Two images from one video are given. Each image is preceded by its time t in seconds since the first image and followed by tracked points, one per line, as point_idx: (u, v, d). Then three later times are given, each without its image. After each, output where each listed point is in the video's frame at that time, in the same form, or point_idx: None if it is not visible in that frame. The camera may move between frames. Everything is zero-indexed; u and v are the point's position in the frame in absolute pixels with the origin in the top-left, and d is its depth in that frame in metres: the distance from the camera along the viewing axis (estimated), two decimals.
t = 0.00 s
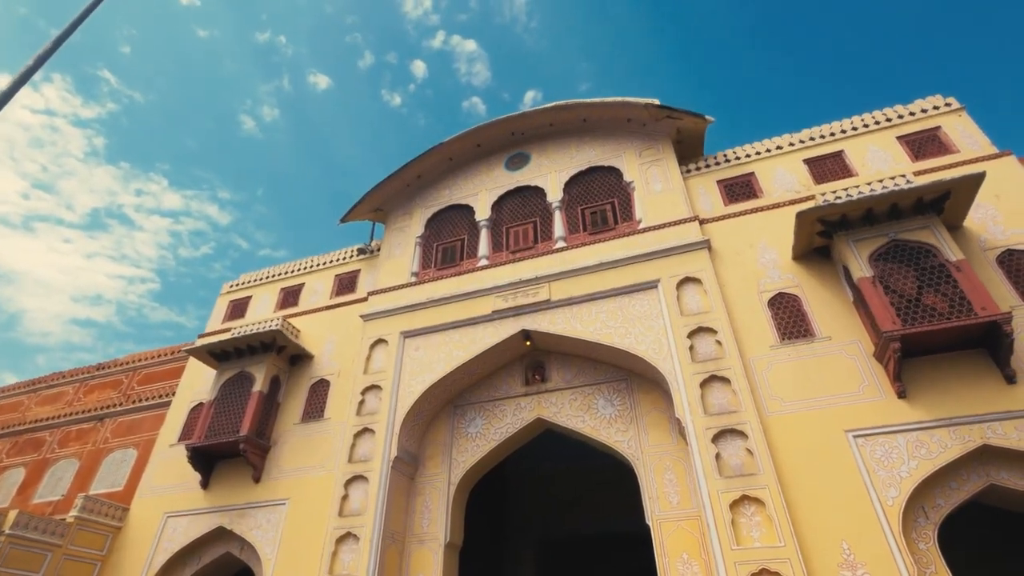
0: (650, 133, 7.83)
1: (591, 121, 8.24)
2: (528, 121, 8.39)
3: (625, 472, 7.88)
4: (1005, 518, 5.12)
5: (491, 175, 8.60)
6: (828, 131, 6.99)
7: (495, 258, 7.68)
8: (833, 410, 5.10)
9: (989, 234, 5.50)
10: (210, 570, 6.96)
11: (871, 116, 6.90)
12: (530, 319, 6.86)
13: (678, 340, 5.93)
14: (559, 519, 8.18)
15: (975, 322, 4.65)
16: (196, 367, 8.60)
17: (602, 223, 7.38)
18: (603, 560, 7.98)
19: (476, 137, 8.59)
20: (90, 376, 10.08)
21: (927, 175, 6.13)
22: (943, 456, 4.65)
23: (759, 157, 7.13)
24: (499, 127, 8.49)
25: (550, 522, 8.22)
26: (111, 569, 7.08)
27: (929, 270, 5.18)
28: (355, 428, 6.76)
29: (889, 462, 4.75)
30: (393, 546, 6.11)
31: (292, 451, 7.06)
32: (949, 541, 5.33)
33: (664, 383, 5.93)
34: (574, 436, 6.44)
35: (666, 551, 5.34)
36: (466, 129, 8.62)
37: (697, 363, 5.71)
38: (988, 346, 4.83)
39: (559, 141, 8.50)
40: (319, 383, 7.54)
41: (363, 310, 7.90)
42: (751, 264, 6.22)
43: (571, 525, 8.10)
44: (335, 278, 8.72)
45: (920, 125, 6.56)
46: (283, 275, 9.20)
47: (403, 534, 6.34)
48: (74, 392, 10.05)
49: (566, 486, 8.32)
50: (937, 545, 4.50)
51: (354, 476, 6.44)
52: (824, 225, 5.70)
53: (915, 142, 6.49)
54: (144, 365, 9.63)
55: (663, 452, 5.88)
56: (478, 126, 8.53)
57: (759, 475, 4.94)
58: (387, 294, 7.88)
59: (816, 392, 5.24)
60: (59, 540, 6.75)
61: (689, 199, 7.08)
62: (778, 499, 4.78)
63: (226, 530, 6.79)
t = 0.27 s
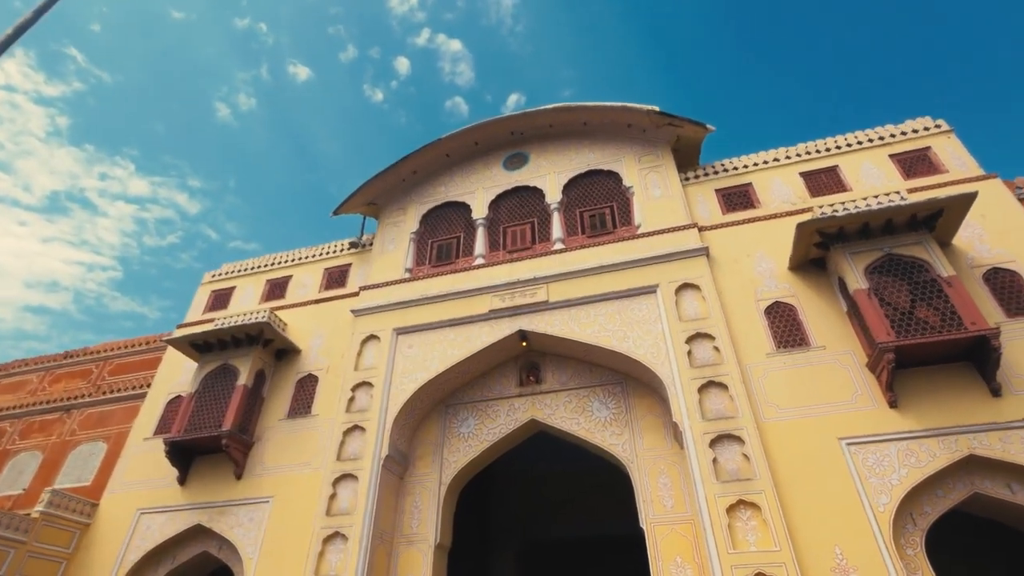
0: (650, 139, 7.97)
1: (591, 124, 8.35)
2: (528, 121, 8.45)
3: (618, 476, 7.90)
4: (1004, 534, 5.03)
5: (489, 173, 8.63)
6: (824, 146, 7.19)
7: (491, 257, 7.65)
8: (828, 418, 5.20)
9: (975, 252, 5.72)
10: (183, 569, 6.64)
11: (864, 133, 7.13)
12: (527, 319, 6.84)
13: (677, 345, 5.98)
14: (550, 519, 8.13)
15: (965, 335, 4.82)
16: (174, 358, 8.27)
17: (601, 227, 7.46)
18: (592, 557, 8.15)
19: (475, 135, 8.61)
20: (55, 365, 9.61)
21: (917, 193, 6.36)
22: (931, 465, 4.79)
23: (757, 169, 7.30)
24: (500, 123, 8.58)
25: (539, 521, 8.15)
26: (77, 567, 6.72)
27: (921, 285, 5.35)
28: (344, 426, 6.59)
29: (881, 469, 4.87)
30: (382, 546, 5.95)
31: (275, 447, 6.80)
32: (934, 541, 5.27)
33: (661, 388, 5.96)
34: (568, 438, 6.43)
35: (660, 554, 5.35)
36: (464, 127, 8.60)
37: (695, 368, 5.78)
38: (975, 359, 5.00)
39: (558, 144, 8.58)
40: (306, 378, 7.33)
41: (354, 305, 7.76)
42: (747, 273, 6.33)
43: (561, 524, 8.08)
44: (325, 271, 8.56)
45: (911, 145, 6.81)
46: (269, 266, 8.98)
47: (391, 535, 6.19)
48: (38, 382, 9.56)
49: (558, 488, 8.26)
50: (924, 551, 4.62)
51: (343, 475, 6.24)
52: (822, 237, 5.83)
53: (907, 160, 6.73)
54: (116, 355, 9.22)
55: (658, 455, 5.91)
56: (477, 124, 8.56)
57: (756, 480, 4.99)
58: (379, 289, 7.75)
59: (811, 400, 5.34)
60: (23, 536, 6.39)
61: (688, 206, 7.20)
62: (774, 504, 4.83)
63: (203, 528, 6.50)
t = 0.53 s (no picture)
0: (649, 145, 8.21)
1: (591, 127, 8.52)
2: (529, 120, 8.56)
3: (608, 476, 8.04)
4: (983, 542, 5.26)
5: (487, 170, 8.71)
6: (817, 162, 7.47)
7: (489, 254, 7.74)
8: (821, 425, 5.34)
9: (958, 270, 5.97)
10: (157, 569, 6.17)
11: (855, 151, 7.43)
12: (524, 319, 6.88)
13: (675, 350, 6.08)
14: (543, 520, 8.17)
15: (952, 349, 5.03)
16: (147, 347, 7.79)
17: (600, 229, 7.63)
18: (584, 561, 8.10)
19: (476, 131, 8.66)
20: (16, 351, 9.07)
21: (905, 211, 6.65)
22: (917, 472, 4.96)
23: (753, 180, 7.53)
24: (500, 121, 8.62)
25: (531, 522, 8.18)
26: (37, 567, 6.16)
27: (911, 299, 5.56)
28: (333, 422, 6.38)
29: (869, 476, 5.02)
30: (370, 546, 5.79)
31: (258, 442, 6.51)
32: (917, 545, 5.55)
33: (658, 392, 6.05)
34: (562, 439, 6.47)
35: (653, 557, 5.41)
36: (463, 122, 8.60)
37: (692, 373, 5.87)
38: (959, 372, 5.21)
39: (556, 145, 8.70)
40: (292, 371, 7.11)
41: (346, 298, 7.61)
42: (743, 282, 6.51)
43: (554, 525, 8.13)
44: (315, 261, 8.41)
45: (900, 165, 7.13)
46: (255, 254, 8.74)
47: (380, 534, 6.03)
48: None
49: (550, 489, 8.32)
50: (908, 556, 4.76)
51: (331, 472, 6.01)
52: (818, 249, 6.01)
53: (895, 180, 7.05)
54: (81, 341, 8.72)
55: (651, 459, 5.99)
56: (478, 121, 8.61)
57: (750, 485, 5.08)
58: (372, 283, 7.64)
59: (805, 407, 5.48)
60: None
61: (686, 213, 7.40)
62: (768, 508, 4.93)
63: (182, 525, 6.08)
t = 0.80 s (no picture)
0: (648, 151, 8.31)
1: (590, 130, 8.57)
2: (530, 120, 8.57)
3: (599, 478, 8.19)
4: (963, 550, 5.47)
5: (485, 168, 8.68)
6: (811, 176, 7.67)
7: (486, 252, 7.71)
8: (813, 433, 5.46)
9: (943, 286, 6.20)
10: (131, 564, 5.90)
11: (847, 168, 7.66)
12: (522, 318, 6.87)
13: (672, 354, 6.15)
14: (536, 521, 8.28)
15: (940, 362, 5.21)
16: (126, 332, 7.48)
17: (598, 232, 7.70)
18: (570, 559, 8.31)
19: (475, 128, 8.63)
20: None
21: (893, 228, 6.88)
22: (904, 480, 5.11)
23: (749, 191, 7.69)
24: (501, 120, 8.61)
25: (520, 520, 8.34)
26: None
27: (901, 313, 5.74)
28: (324, 416, 6.23)
29: (859, 483, 5.15)
30: (360, 544, 5.66)
31: (244, 435, 6.30)
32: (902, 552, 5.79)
33: (655, 395, 6.11)
34: (557, 439, 6.48)
35: (646, 558, 5.45)
36: (463, 118, 8.57)
37: (689, 377, 5.95)
38: (945, 385, 5.40)
39: (555, 146, 8.73)
40: (281, 363, 6.93)
41: (340, 290, 7.48)
42: (739, 289, 6.63)
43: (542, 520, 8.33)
44: (306, 251, 8.24)
45: (889, 183, 7.38)
46: (243, 242, 8.51)
47: (369, 532, 5.91)
48: None
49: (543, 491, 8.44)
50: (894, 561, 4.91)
51: (322, 467, 5.85)
52: (813, 261, 6.16)
53: (885, 197, 7.28)
54: (53, 324, 8.32)
55: (645, 462, 6.04)
56: (478, 117, 8.58)
57: (745, 489, 5.16)
58: (367, 275, 7.52)
59: (798, 414, 5.60)
60: None
61: (683, 220, 7.51)
62: (762, 512, 5.01)
63: (160, 518, 5.83)
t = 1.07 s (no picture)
0: (648, 157, 8.40)
1: (591, 133, 8.62)
2: (532, 119, 8.58)
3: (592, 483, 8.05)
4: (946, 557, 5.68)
5: (485, 165, 8.65)
6: (806, 189, 7.85)
7: (485, 249, 7.68)
8: (806, 439, 5.58)
9: (931, 301, 6.42)
10: (111, 555, 5.70)
11: (840, 182, 7.86)
12: (521, 317, 6.86)
13: (671, 358, 6.22)
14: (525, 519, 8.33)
15: (930, 374, 5.38)
16: (111, 315, 7.22)
17: (598, 234, 7.73)
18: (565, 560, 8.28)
19: (477, 124, 8.62)
20: None
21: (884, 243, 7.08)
22: (893, 487, 5.26)
23: (746, 200, 7.83)
24: (503, 118, 8.60)
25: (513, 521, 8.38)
26: None
27: (893, 326, 5.92)
28: (319, 408, 6.13)
29: (850, 489, 5.28)
30: (353, 539, 5.57)
31: (235, 425, 6.16)
32: (889, 548, 6.14)
33: (652, 397, 6.17)
34: (553, 439, 6.50)
35: (641, 558, 5.50)
36: (465, 114, 8.54)
37: (687, 381, 6.03)
38: (933, 396, 5.58)
39: (556, 147, 8.76)
40: (274, 353, 6.79)
41: (336, 281, 7.37)
42: (737, 296, 6.74)
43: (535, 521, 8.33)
44: (301, 241, 8.09)
45: (881, 199, 7.60)
46: (235, 228, 8.31)
47: (362, 527, 5.83)
48: None
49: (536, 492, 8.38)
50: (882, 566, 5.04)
51: (317, 460, 5.75)
52: (810, 271, 6.30)
53: (876, 213, 7.50)
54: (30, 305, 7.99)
55: (641, 463, 6.10)
56: (480, 114, 8.56)
57: (741, 492, 5.24)
58: (364, 268, 7.43)
59: (792, 421, 5.72)
60: None
61: (682, 226, 7.61)
62: (758, 515, 5.09)
63: (145, 508, 5.65)
